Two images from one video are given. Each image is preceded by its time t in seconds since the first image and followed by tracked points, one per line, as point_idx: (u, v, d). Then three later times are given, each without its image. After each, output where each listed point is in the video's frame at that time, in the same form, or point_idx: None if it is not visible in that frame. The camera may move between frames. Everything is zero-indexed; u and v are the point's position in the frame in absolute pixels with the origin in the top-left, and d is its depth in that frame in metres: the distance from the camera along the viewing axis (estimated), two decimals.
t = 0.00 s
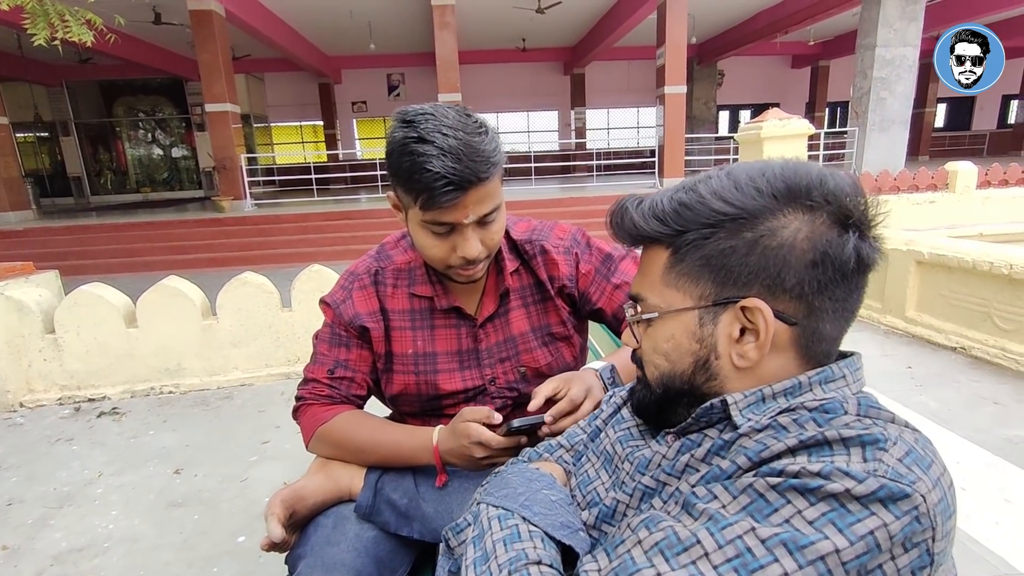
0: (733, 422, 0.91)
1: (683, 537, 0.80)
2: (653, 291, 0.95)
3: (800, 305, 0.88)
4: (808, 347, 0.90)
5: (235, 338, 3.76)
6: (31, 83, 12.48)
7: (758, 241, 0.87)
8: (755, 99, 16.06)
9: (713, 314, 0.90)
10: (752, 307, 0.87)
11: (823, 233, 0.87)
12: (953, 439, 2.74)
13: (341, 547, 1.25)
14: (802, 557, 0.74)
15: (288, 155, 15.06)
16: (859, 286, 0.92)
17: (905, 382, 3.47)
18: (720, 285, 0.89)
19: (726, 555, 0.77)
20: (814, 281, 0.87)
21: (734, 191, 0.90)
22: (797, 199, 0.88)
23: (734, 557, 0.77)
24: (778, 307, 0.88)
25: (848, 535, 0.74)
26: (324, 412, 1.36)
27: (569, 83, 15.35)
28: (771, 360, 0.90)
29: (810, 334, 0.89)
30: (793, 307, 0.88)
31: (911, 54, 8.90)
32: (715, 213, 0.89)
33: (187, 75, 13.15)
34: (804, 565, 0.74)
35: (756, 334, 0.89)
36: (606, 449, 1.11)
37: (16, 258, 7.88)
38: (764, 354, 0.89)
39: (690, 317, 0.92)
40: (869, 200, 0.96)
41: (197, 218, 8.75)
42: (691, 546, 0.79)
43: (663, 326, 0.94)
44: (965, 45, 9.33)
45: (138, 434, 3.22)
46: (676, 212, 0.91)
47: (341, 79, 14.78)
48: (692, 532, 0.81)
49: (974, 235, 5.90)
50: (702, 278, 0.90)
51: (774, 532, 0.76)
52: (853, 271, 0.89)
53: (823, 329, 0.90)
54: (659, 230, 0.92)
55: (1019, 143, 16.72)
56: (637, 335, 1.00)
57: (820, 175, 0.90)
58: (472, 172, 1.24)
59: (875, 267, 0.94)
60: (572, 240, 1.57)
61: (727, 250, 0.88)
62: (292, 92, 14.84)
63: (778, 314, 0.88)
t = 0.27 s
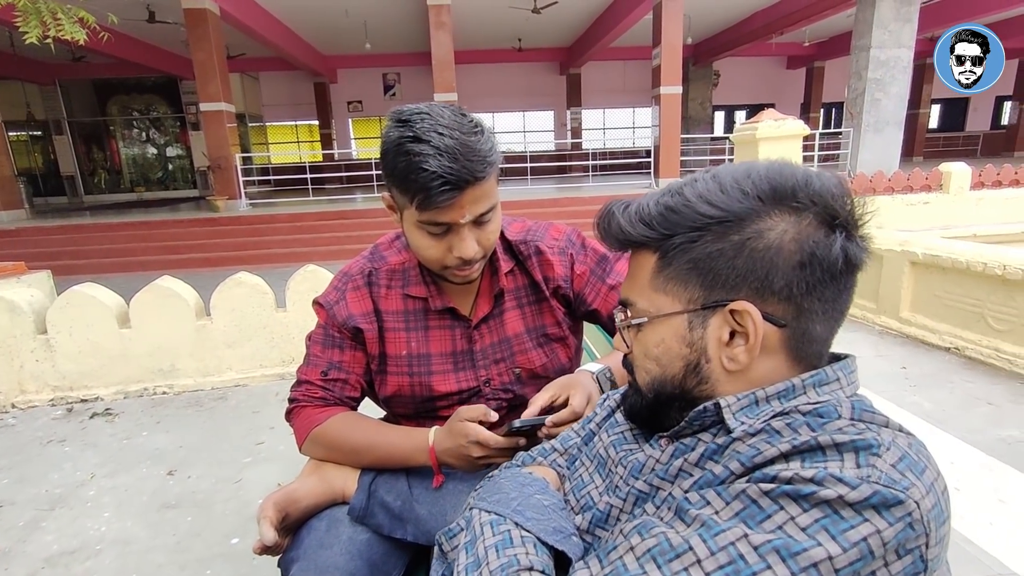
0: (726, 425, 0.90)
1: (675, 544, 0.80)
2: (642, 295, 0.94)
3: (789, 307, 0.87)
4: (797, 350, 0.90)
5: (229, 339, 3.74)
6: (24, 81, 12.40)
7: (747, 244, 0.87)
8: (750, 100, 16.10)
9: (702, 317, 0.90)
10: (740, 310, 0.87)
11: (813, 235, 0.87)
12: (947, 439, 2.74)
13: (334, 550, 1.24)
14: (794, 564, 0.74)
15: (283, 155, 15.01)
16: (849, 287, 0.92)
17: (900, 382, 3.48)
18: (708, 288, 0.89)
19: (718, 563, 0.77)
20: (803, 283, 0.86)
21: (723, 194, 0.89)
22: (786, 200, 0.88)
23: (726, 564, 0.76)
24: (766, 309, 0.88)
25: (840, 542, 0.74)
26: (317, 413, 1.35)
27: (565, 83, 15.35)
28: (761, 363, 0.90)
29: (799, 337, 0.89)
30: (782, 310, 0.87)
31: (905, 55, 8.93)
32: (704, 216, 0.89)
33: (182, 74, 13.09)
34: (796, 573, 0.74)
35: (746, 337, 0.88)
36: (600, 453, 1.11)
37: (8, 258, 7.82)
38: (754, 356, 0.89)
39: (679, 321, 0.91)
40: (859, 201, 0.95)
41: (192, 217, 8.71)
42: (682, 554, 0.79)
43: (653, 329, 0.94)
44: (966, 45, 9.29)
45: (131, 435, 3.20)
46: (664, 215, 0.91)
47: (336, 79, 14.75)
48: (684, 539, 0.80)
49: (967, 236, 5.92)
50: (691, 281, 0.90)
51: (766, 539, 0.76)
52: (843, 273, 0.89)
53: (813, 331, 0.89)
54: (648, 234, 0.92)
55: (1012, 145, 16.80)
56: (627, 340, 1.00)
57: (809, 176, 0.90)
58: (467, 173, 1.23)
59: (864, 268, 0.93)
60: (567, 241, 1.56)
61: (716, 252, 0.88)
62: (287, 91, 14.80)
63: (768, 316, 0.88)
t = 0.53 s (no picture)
0: (720, 433, 0.90)
1: (668, 554, 0.79)
2: (636, 300, 0.94)
3: (783, 312, 0.87)
4: (791, 356, 0.89)
5: (223, 341, 3.72)
6: (16, 82, 12.32)
7: (740, 248, 0.86)
8: (744, 101, 16.15)
9: (696, 323, 0.89)
10: (733, 316, 0.86)
11: (806, 239, 0.86)
12: (941, 440, 2.75)
13: (326, 557, 1.23)
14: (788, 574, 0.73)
15: (278, 156, 14.97)
16: (843, 292, 0.91)
17: (894, 383, 3.49)
18: (702, 294, 0.88)
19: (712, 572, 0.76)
20: (797, 288, 0.86)
21: (717, 198, 0.89)
22: (778, 205, 0.87)
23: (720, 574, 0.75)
24: (760, 315, 0.87)
25: (834, 552, 0.73)
26: (310, 419, 1.34)
27: (560, 85, 15.37)
28: (754, 369, 0.89)
29: (793, 342, 0.88)
30: (775, 316, 0.87)
31: (898, 57, 8.98)
32: (697, 220, 0.88)
33: (175, 75, 13.03)
34: None
35: (739, 343, 0.88)
36: (593, 460, 1.10)
37: None
38: (748, 362, 0.89)
39: (673, 326, 0.91)
40: (852, 204, 0.95)
41: (186, 219, 8.67)
42: (675, 563, 0.78)
43: (646, 335, 0.93)
44: (964, 47, 9.30)
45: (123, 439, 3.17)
46: (657, 220, 0.91)
47: (331, 80, 14.73)
48: (677, 549, 0.80)
49: (960, 237, 5.95)
50: (685, 286, 0.89)
51: (760, 548, 0.75)
52: (836, 278, 0.88)
53: (806, 336, 0.89)
54: (642, 238, 0.92)
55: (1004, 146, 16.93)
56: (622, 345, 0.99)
57: (802, 182, 0.90)
58: (462, 174, 1.22)
59: (858, 273, 0.93)
60: (562, 244, 1.56)
61: (710, 257, 0.87)
62: (282, 92, 14.75)
63: (760, 321, 0.87)
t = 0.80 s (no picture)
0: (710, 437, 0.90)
1: (657, 559, 0.79)
2: (627, 305, 0.94)
3: (772, 317, 0.87)
4: (781, 361, 0.90)
5: (219, 344, 3.71)
6: (12, 84, 12.29)
7: (729, 254, 0.87)
8: (740, 101, 16.18)
9: (686, 328, 0.90)
10: (723, 322, 0.87)
11: (795, 244, 0.87)
12: (937, 440, 2.76)
13: (319, 561, 1.23)
14: None
15: (275, 157, 14.96)
16: (834, 297, 0.92)
17: (891, 383, 3.50)
18: (692, 299, 0.89)
19: None
20: (786, 293, 0.86)
21: (706, 204, 0.90)
22: (767, 211, 0.88)
23: None
24: (749, 320, 0.88)
25: (823, 557, 0.73)
26: (304, 423, 1.34)
27: (557, 85, 15.37)
28: (744, 373, 0.90)
29: (782, 347, 0.89)
30: (764, 321, 0.87)
31: (894, 57, 9.00)
32: (686, 226, 0.89)
33: (172, 76, 13.01)
34: None
35: (729, 349, 0.88)
36: (586, 464, 1.10)
37: None
38: (737, 367, 0.89)
39: (664, 331, 0.91)
40: (842, 208, 0.95)
41: (182, 221, 8.65)
42: (665, 569, 0.78)
43: (638, 340, 0.94)
44: (963, 47, 9.31)
45: (119, 443, 3.16)
46: (648, 225, 0.91)
47: (327, 81, 14.72)
48: (666, 554, 0.80)
49: (956, 236, 5.97)
50: (675, 291, 0.90)
51: (748, 554, 0.76)
52: (825, 283, 0.89)
53: (796, 341, 0.89)
54: (633, 244, 0.92)
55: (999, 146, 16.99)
56: (614, 350, 1.00)
57: (791, 187, 0.90)
58: (455, 179, 1.22)
59: (848, 278, 0.93)
60: (556, 247, 1.56)
61: (699, 263, 0.88)
62: (279, 94, 14.74)
63: (750, 326, 0.87)
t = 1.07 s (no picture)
0: (705, 442, 0.90)
1: (651, 566, 0.80)
2: (621, 311, 0.95)
3: (764, 322, 0.88)
4: (773, 366, 0.90)
5: (220, 345, 3.72)
6: (14, 86, 12.31)
7: (719, 260, 0.87)
8: (740, 100, 16.18)
9: (679, 334, 0.90)
10: (715, 328, 0.87)
11: (786, 249, 0.87)
12: (937, 439, 2.76)
13: (318, 565, 1.24)
14: None
15: (275, 158, 14.98)
16: (826, 301, 0.92)
17: (891, 382, 3.50)
18: (684, 305, 0.90)
19: None
20: (777, 298, 0.87)
21: (696, 210, 0.91)
22: (756, 216, 0.89)
23: None
24: (741, 325, 0.88)
25: (815, 564, 0.74)
26: (303, 426, 1.34)
27: (557, 85, 15.38)
28: (737, 378, 0.90)
29: (775, 353, 0.89)
30: (756, 326, 0.88)
31: (894, 55, 9.00)
32: (677, 233, 0.90)
33: (172, 78, 13.02)
34: None
35: (722, 355, 0.89)
36: (582, 469, 1.11)
37: None
38: (730, 372, 0.90)
39: (656, 337, 0.92)
40: (833, 212, 0.96)
41: (183, 222, 8.67)
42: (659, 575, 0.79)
43: (631, 346, 0.94)
44: (964, 46, 9.30)
45: (120, 444, 3.17)
46: (639, 233, 0.92)
47: (327, 82, 14.73)
48: (660, 561, 0.80)
49: (957, 235, 5.96)
50: (667, 297, 0.90)
51: (742, 562, 0.76)
52: (816, 288, 0.89)
53: (788, 345, 0.90)
54: (625, 251, 0.93)
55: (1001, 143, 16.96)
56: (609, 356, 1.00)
57: (782, 192, 0.91)
58: (451, 182, 1.23)
59: (839, 283, 0.94)
60: (555, 249, 1.57)
61: (690, 268, 0.89)
62: (279, 95, 14.76)
63: (741, 331, 0.88)
